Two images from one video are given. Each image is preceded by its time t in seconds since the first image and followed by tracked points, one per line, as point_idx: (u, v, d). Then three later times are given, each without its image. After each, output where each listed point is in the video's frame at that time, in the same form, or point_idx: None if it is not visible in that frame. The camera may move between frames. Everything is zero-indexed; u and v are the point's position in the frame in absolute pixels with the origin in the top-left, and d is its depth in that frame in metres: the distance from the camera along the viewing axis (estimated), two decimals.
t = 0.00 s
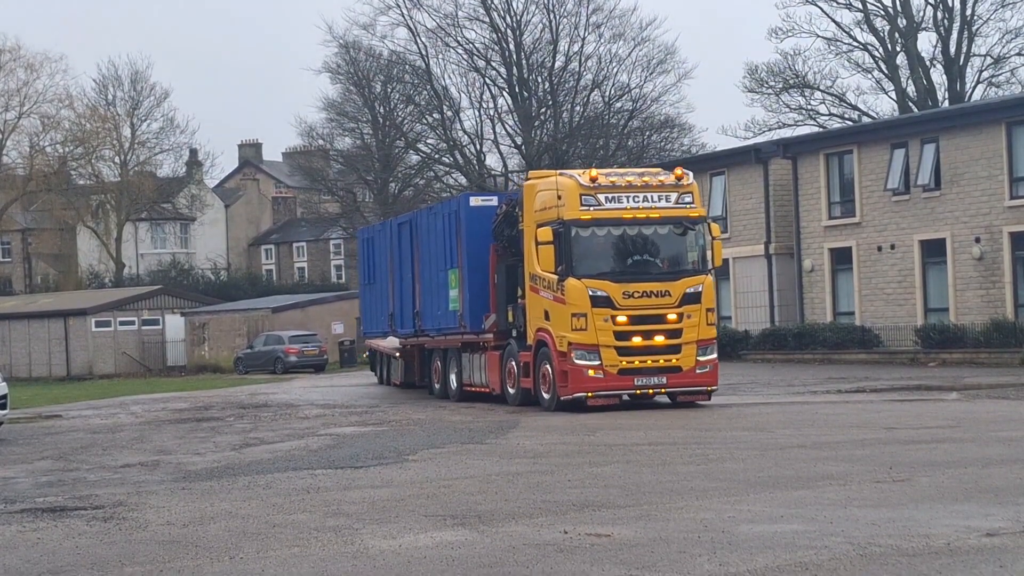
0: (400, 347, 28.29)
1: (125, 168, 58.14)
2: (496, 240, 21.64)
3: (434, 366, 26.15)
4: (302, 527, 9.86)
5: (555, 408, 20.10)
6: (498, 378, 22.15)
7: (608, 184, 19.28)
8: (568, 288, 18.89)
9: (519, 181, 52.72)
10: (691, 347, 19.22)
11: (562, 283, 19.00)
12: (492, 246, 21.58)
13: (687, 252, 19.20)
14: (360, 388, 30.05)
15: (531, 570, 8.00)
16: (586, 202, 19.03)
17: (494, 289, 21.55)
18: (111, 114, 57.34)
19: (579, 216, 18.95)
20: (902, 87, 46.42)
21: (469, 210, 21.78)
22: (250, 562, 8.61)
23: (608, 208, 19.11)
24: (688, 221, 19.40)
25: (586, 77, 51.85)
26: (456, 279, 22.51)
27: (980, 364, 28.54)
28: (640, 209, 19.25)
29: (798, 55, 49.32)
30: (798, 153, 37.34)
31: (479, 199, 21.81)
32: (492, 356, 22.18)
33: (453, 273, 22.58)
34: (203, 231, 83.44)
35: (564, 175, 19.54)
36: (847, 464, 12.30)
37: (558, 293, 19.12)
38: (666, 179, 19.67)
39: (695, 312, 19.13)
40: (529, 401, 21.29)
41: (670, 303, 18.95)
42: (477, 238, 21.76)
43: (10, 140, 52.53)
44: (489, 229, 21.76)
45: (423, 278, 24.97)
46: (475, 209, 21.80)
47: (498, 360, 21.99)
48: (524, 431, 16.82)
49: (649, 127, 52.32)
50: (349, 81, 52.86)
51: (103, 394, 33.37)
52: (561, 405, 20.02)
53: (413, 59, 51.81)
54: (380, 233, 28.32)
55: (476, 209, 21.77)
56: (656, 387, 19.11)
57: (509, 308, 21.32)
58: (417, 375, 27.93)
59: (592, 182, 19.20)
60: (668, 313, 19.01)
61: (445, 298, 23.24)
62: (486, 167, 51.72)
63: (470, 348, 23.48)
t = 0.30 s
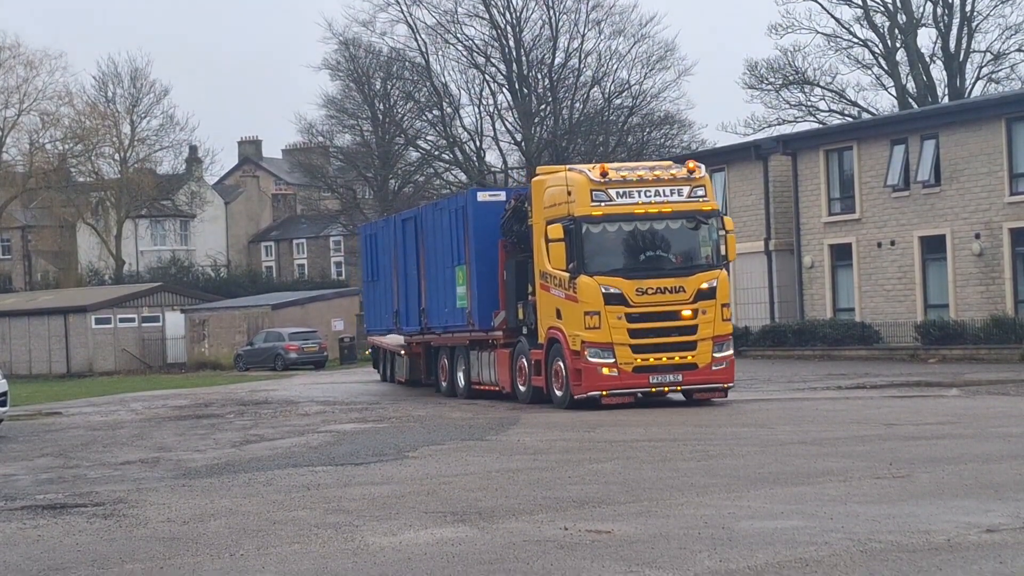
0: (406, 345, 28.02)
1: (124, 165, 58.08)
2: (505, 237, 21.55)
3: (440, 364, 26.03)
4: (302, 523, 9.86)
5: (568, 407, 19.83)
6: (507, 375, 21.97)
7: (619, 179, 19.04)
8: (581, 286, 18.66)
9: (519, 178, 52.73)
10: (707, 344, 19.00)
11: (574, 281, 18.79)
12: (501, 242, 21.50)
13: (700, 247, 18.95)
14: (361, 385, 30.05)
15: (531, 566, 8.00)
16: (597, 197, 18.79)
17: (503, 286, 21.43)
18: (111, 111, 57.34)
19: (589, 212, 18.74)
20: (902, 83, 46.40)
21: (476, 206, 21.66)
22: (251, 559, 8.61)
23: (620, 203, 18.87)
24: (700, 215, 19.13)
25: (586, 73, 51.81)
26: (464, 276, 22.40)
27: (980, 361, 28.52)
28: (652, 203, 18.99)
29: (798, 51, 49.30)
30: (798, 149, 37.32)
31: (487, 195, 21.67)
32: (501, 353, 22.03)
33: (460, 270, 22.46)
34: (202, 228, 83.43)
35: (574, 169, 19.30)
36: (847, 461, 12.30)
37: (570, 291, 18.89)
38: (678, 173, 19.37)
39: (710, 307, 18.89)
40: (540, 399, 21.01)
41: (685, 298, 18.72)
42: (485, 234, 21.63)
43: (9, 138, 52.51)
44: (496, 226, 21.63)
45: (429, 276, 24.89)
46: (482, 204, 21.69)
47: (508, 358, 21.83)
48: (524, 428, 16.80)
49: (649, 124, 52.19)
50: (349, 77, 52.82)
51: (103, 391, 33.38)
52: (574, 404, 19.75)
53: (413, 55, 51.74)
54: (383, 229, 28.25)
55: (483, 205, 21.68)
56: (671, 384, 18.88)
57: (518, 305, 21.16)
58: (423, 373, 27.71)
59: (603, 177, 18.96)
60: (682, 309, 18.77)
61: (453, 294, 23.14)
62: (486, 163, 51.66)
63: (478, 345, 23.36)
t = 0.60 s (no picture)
0: (412, 342, 27.67)
1: (124, 162, 58.08)
2: (516, 231, 21.22)
3: (447, 361, 25.76)
4: (301, 521, 9.86)
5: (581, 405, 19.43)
6: (518, 373, 21.61)
7: (636, 171, 18.66)
8: (597, 280, 18.26)
9: (519, 174, 52.74)
10: (724, 341, 18.57)
11: (589, 275, 18.37)
12: (511, 237, 21.14)
13: (718, 241, 18.58)
14: (361, 382, 30.01)
15: (531, 563, 8.00)
16: (614, 189, 18.41)
17: (514, 282, 21.13)
18: (110, 108, 57.30)
19: (606, 204, 18.34)
20: (901, 79, 46.39)
21: (487, 200, 21.35)
22: (251, 556, 8.62)
23: (637, 196, 18.49)
24: (719, 209, 18.75)
25: (585, 70, 51.75)
26: (473, 271, 22.09)
27: (979, 358, 28.54)
28: (670, 197, 18.62)
29: (798, 48, 49.28)
30: (797, 146, 37.32)
31: (497, 188, 21.36)
32: (512, 350, 21.69)
33: (470, 265, 22.16)
34: (202, 225, 83.36)
35: (590, 161, 18.90)
36: (847, 457, 12.30)
37: (585, 286, 18.49)
38: (696, 166, 19.01)
39: (727, 304, 18.47)
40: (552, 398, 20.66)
41: (702, 294, 18.29)
42: (495, 228, 21.32)
43: (9, 135, 52.46)
44: (508, 220, 21.31)
45: (437, 271, 24.64)
46: (493, 198, 21.37)
47: (519, 355, 21.47)
48: (524, 425, 16.76)
49: (649, 121, 52.11)
50: (348, 74, 52.72)
51: (103, 388, 33.36)
52: (587, 402, 19.34)
53: (413, 53, 51.75)
54: (389, 224, 28.00)
55: (494, 199, 21.36)
56: (687, 382, 18.46)
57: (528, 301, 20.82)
58: (430, 371, 27.42)
59: (620, 169, 18.58)
60: (700, 305, 18.34)
61: (461, 290, 22.85)
62: (486, 161, 51.56)
63: (487, 342, 23.08)
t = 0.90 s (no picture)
0: (419, 339, 27.50)
1: (123, 160, 58.05)
2: (530, 225, 20.93)
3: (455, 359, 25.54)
4: (301, 518, 9.86)
5: (595, 403, 19.29)
6: (529, 371, 21.34)
7: (655, 166, 18.48)
8: (613, 276, 18.13)
9: (518, 172, 52.72)
10: (743, 340, 18.46)
11: (605, 271, 18.26)
12: (525, 232, 20.88)
13: (737, 238, 18.42)
14: (362, 379, 30.00)
15: (531, 560, 8.01)
16: (633, 184, 18.24)
17: (527, 278, 20.91)
18: (109, 105, 57.23)
19: (624, 199, 18.19)
20: (901, 76, 46.38)
21: (499, 194, 21.12)
22: (251, 553, 8.62)
23: (656, 190, 18.32)
24: (739, 205, 18.59)
25: (585, 67, 51.72)
26: (484, 267, 21.87)
27: (978, 355, 28.53)
28: (689, 192, 18.45)
29: (797, 45, 49.27)
30: (796, 143, 37.33)
31: (510, 182, 21.13)
32: (523, 347, 21.38)
33: (481, 260, 21.94)
34: (201, 222, 83.24)
35: (609, 154, 18.74)
36: (846, 454, 12.31)
37: (601, 282, 18.37)
38: (717, 161, 18.81)
39: (746, 302, 18.36)
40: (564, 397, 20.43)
41: (721, 292, 18.17)
42: (507, 223, 21.09)
43: (8, 133, 52.35)
44: (521, 215, 21.08)
45: (447, 266, 24.39)
46: (505, 192, 21.15)
47: (530, 352, 21.20)
48: (524, 423, 16.73)
49: (649, 118, 52.02)
50: (347, 72, 52.63)
51: (102, 386, 33.36)
52: (601, 400, 19.20)
53: (412, 50, 51.78)
54: (396, 219, 27.82)
55: (506, 192, 21.14)
56: (705, 381, 18.35)
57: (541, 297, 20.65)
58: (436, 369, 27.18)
59: (639, 163, 18.40)
60: (718, 303, 18.22)
61: (472, 286, 22.64)
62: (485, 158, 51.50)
63: (496, 339, 22.84)
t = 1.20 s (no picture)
0: (426, 337, 27.52)
1: (123, 158, 58.13)
2: (543, 220, 20.82)
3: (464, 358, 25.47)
4: (301, 516, 9.86)
5: (611, 402, 19.03)
6: (541, 370, 21.11)
7: (675, 159, 18.18)
8: (631, 272, 17.85)
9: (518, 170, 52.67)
10: (763, 337, 18.16)
11: (623, 266, 17.97)
12: (538, 227, 20.82)
13: (757, 234, 18.15)
14: (363, 377, 29.99)
15: (531, 558, 8.01)
16: (651, 177, 17.95)
17: (539, 274, 20.83)
18: (108, 103, 57.25)
19: (642, 193, 17.90)
20: (900, 74, 46.36)
21: (510, 188, 21.07)
22: (251, 551, 8.62)
23: (676, 184, 18.02)
24: (759, 200, 18.32)
25: (585, 65, 51.72)
26: (495, 263, 21.77)
27: (978, 353, 28.51)
28: (709, 186, 18.16)
29: (796, 43, 49.26)
30: (796, 141, 37.39)
31: (522, 176, 21.06)
32: (536, 345, 21.22)
33: (491, 256, 21.84)
34: (201, 220, 83.14)
35: (627, 147, 18.45)
36: (846, 452, 12.33)
37: (619, 277, 18.10)
38: (737, 155, 18.53)
39: (766, 299, 18.07)
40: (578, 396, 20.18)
41: (741, 288, 17.88)
42: (519, 217, 21.02)
43: (8, 131, 52.29)
44: (534, 210, 21.02)
45: (456, 263, 24.33)
46: (517, 186, 21.08)
47: (543, 351, 20.98)
48: (524, 420, 16.73)
49: (649, 116, 51.88)
50: (347, 70, 52.58)
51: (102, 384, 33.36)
52: (618, 399, 18.95)
53: (412, 48, 51.77)
54: (404, 216, 27.76)
55: (518, 187, 21.10)
56: (724, 379, 18.05)
57: (555, 294, 20.51)
58: (442, 367, 27.17)
59: (658, 156, 18.10)
60: (738, 299, 17.91)
61: (482, 283, 22.56)
62: (485, 156, 51.49)
63: (506, 337, 22.73)
